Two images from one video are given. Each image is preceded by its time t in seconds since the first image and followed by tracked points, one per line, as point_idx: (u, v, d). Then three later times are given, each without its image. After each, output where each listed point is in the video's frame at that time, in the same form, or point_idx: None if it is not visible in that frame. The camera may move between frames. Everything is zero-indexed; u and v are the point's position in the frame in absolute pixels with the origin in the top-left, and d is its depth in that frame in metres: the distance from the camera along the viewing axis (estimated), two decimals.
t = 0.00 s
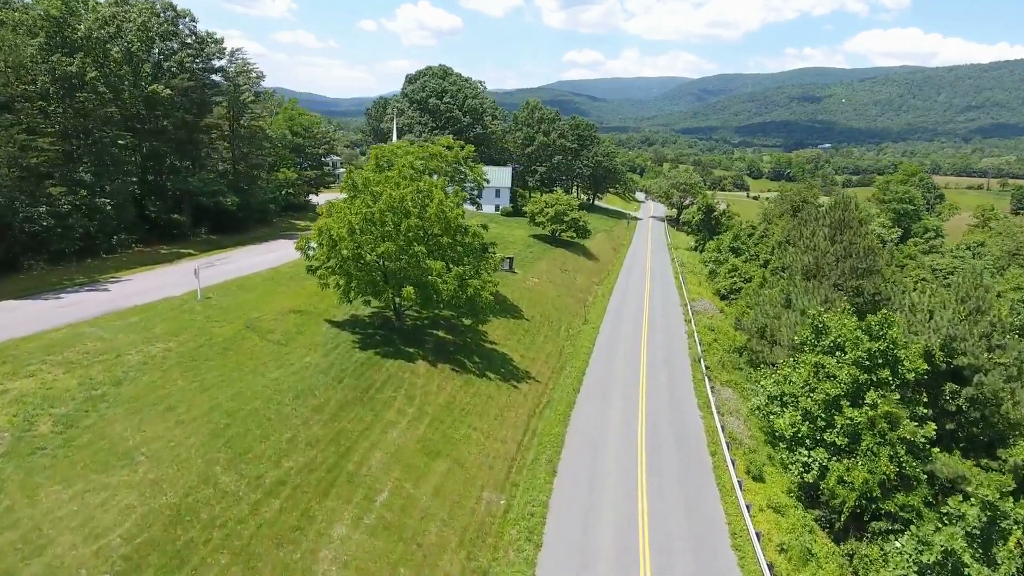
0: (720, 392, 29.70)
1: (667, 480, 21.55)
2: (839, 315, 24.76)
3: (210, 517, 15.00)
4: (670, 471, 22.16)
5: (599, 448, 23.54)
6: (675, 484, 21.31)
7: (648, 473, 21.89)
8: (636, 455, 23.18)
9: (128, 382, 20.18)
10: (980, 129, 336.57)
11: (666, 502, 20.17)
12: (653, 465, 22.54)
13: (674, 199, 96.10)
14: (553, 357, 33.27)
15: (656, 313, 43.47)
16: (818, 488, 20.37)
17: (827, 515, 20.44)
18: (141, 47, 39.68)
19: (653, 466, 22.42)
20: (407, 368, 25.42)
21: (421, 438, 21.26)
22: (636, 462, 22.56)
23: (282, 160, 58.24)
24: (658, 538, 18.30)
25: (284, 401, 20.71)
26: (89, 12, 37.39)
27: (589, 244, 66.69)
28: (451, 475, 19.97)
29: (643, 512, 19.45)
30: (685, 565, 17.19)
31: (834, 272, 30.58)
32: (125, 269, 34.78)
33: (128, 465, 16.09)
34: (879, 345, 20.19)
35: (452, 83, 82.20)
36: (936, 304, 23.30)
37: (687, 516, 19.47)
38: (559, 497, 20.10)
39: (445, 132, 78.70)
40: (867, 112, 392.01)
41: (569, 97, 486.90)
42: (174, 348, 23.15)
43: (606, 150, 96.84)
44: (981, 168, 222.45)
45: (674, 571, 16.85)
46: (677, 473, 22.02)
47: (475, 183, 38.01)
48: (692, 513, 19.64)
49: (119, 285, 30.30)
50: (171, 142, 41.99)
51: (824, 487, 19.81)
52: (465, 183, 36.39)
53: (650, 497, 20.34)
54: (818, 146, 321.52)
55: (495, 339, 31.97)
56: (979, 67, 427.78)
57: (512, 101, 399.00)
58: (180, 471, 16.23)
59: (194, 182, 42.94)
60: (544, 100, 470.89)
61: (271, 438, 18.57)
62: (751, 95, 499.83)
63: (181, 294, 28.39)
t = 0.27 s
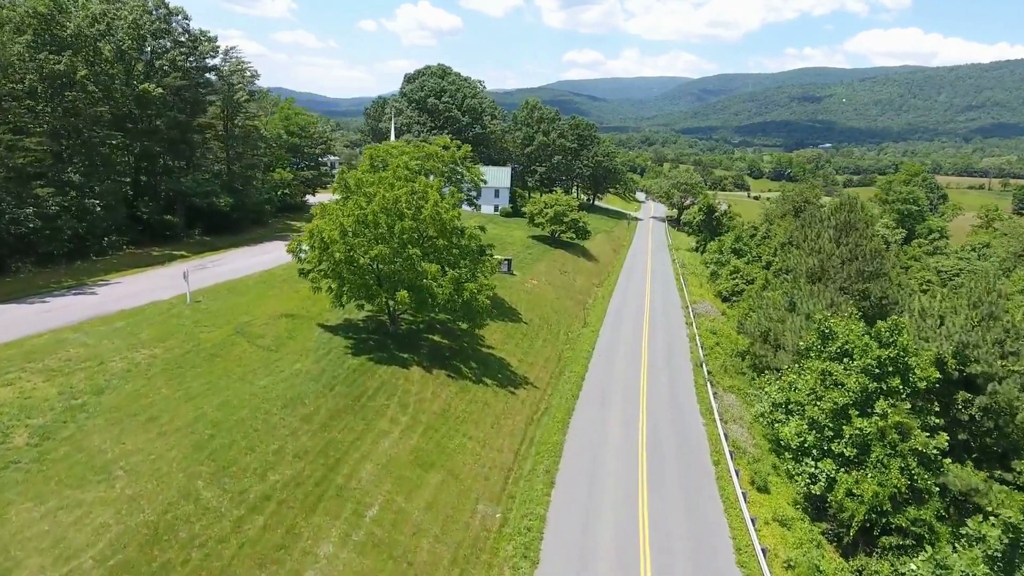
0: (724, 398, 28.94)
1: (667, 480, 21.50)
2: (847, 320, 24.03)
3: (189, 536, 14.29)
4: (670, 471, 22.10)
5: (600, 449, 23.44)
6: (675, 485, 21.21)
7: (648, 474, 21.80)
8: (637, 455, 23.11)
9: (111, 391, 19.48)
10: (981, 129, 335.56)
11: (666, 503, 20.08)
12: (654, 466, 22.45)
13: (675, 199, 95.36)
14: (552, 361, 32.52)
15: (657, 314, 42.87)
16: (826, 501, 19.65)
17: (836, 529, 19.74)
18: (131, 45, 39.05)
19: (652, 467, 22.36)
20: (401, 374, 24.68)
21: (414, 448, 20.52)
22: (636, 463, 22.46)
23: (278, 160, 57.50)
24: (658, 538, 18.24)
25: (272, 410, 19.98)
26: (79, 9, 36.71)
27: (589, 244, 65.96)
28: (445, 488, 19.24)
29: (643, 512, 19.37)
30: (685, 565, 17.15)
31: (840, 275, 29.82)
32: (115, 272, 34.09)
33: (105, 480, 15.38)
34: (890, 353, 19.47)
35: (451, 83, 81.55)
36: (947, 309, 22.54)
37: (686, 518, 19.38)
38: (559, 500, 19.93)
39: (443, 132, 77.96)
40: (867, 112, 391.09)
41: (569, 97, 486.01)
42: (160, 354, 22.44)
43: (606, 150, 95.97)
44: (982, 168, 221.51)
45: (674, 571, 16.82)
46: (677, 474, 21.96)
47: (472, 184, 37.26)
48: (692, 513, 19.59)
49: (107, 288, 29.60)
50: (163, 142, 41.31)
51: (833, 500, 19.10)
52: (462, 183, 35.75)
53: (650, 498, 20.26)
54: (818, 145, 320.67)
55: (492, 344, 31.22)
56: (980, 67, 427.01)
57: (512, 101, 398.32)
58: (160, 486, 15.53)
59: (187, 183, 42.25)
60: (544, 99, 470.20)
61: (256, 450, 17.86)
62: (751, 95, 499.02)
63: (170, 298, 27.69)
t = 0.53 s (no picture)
0: (726, 404, 28.18)
1: (667, 481, 21.44)
2: (855, 325, 23.26)
3: (167, 557, 13.58)
4: (670, 472, 22.01)
5: (600, 450, 23.36)
6: (675, 485, 21.16)
7: (648, 474, 21.76)
8: (637, 456, 23.07)
9: (92, 400, 18.75)
10: (982, 129, 334.56)
11: (666, 503, 20.02)
12: (654, 466, 22.40)
13: (675, 199, 94.62)
14: (550, 366, 31.79)
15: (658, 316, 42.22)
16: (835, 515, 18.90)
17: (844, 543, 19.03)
18: (122, 42, 38.26)
19: (653, 467, 22.30)
20: (394, 381, 23.93)
21: (406, 460, 19.79)
22: (636, 464, 22.39)
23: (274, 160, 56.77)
24: (658, 538, 18.19)
25: (258, 420, 19.26)
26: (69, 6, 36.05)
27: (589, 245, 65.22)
28: (438, 501, 18.53)
29: (643, 513, 19.32)
30: (684, 565, 17.13)
31: (846, 279, 29.08)
32: (105, 274, 33.37)
33: (80, 496, 14.66)
34: (902, 361, 18.66)
35: (450, 82, 80.75)
36: (959, 315, 21.78)
37: (687, 518, 19.33)
38: (558, 505, 19.60)
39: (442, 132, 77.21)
40: (868, 112, 390.18)
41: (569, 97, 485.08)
42: (144, 361, 21.71)
43: (606, 150, 95.10)
44: (984, 168, 220.57)
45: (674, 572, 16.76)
46: (677, 474, 21.91)
47: (469, 184, 36.51)
48: (692, 514, 19.54)
49: (93, 291, 28.85)
50: (155, 141, 40.60)
51: (842, 514, 18.36)
52: (459, 184, 34.90)
53: (650, 498, 20.20)
54: (817, 145, 319.43)
55: (489, 348, 30.49)
56: (981, 66, 426.20)
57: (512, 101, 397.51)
58: (138, 503, 14.80)
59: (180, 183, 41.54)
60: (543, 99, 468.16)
61: (241, 462, 17.14)
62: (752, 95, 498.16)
63: (158, 302, 26.97)
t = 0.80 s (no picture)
0: (730, 411, 27.45)
1: (668, 482, 21.37)
2: (863, 331, 22.53)
3: None
4: (671, 473, 21.96)
5: (600, 452, 23.26)
6: (675, 486, 21.10)
7: (649, 476, 21.69)
8: (637, 457, 23.02)
9: (70, 410, 18.01)
10: (983, 129, 333.90)
11: (666, 505, 19.93)
12: (654, 468, 22.31)
13: (676, 200, 93.93)
14: (549, 371, 31.06)
15: (659, 319, 41.58)
16: (845, 530, 18.15)
17: (854, 558, 18.36)
18: (113, 40, 37.56)
19: (653, 469, 22.22)
20: (387, 389, 23.19)
21: (399, 471, 19.07)
22: (637, 466, 22.29)
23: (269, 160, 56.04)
24: (659, 540, 18.11)
25: (245, 430, 18.54)
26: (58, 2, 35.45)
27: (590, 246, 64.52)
28: (431, 515, 17.81)
29: (644, 513, 19.34)
30: (684, 564, 17.13)
31: (852, 282, 28.38)
32: (94, 277, 32.65)
33: (52, 514, 13.94)
34: (914, 369, 18.01)
35: (449, 82, 79.81)
36: (972, 320, 21.07)
37: (687, 519, 19.26)
38: (558, 514, 19.10)
39: (440, 132, 76.50)
40: (868, 112, 389.54)
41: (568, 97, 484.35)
42: (128, 368, 20.98)
43: (606, 150, 94.26)
44: (985, 169, 219.89)
45: (674, 572, 16.74)
46: (678, 475, 21.84)
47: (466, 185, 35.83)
48: (693, 514, 19.52)
49: (81, 295, 28.11)
50: (146, 141, 39.92)
51: (852, 529, 17.60)
52: (456, 185, 34.13)
53: (651, 500, 20.12)
54: (817, 146, 318.87)
55: (486, 353, 29.76)
56: (982, 66, 425.60)
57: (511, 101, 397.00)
58: (114, 522, 14.09)
59: (172, 184, 40.81)
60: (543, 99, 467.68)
61: (225, 476, 16.43)
62: (752, 95, 497.45)
63: (145, 307, 26.24)
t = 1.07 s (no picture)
0: (733, 418, 26.69)
1: (669, 488, 21.03)
2: (872, 337, 21.76)
3: None
4: (672, 475, 21.89)
5: (602, 457, 22.89)
6: (676, 490, 20.91)
7: (650, 479, 21.48)
8: (639, 462, 22.69)
9: (48, 421, 17.29)
10: (984, 129, 332.93)
11: (668, 512, 19.58)
12: (656, 473, 21.97)
13: (677, 200, 93.19)
14: (547, 376, 30.32)
15: (660, 321, 40.92)
16: (856, 546, 17.41)
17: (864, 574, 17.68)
18: (103, 38, 36.80)
19: (654, 472, 22.01)
20: (380, 396, 22.45)
21: (390, 484, 18.34)
22: (638, 472, 21.93)
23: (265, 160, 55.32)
24: (660, 547, 17.77)
25: (230, 441, 17.82)
26: None
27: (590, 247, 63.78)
28: (423, 530, 17.08)
29: (646, 514, 19.30)
30: (684, 567, 17.04)
31: (859, 286, 27.63)
32: (82, 280, 31.92)
33: (21, 535, 13.22)
34: (927, 380, 17.32)
35: (448, 81, 79.45)
36: (986, 327, 20.34)
37: (689, 526, 18.94)
38: (556, 525, 18.56)
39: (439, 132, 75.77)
40: (869, 112, 388.69)
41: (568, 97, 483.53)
42: (111, 376, 20.27)
43: (607, 150, 93.48)
44: (986, 169, 218.95)
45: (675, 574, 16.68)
46: (680, 481, 21.48)
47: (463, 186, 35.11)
48: (694, 516, 19.45)
49: (67, 299, 27.39)
50: (138, 142, 39.28)
51: (863, 546, 16.88)
52: (452, 186, 33.34)
53: (653, 506, 19.78)
54: (818, 146, 318.01)
55: (483, 358, 29.02)
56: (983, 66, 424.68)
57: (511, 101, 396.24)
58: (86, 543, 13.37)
59: (164, 185, 40.03)
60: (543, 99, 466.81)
61: (207, 491, 15.71)
62: (752, 95, 496.65)
63: (132, 311, 25.52)
